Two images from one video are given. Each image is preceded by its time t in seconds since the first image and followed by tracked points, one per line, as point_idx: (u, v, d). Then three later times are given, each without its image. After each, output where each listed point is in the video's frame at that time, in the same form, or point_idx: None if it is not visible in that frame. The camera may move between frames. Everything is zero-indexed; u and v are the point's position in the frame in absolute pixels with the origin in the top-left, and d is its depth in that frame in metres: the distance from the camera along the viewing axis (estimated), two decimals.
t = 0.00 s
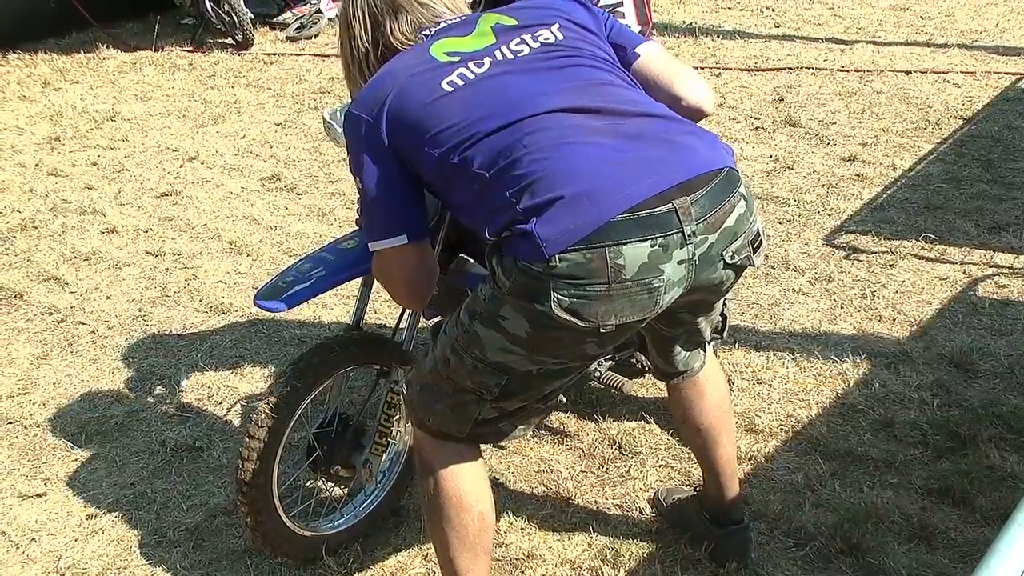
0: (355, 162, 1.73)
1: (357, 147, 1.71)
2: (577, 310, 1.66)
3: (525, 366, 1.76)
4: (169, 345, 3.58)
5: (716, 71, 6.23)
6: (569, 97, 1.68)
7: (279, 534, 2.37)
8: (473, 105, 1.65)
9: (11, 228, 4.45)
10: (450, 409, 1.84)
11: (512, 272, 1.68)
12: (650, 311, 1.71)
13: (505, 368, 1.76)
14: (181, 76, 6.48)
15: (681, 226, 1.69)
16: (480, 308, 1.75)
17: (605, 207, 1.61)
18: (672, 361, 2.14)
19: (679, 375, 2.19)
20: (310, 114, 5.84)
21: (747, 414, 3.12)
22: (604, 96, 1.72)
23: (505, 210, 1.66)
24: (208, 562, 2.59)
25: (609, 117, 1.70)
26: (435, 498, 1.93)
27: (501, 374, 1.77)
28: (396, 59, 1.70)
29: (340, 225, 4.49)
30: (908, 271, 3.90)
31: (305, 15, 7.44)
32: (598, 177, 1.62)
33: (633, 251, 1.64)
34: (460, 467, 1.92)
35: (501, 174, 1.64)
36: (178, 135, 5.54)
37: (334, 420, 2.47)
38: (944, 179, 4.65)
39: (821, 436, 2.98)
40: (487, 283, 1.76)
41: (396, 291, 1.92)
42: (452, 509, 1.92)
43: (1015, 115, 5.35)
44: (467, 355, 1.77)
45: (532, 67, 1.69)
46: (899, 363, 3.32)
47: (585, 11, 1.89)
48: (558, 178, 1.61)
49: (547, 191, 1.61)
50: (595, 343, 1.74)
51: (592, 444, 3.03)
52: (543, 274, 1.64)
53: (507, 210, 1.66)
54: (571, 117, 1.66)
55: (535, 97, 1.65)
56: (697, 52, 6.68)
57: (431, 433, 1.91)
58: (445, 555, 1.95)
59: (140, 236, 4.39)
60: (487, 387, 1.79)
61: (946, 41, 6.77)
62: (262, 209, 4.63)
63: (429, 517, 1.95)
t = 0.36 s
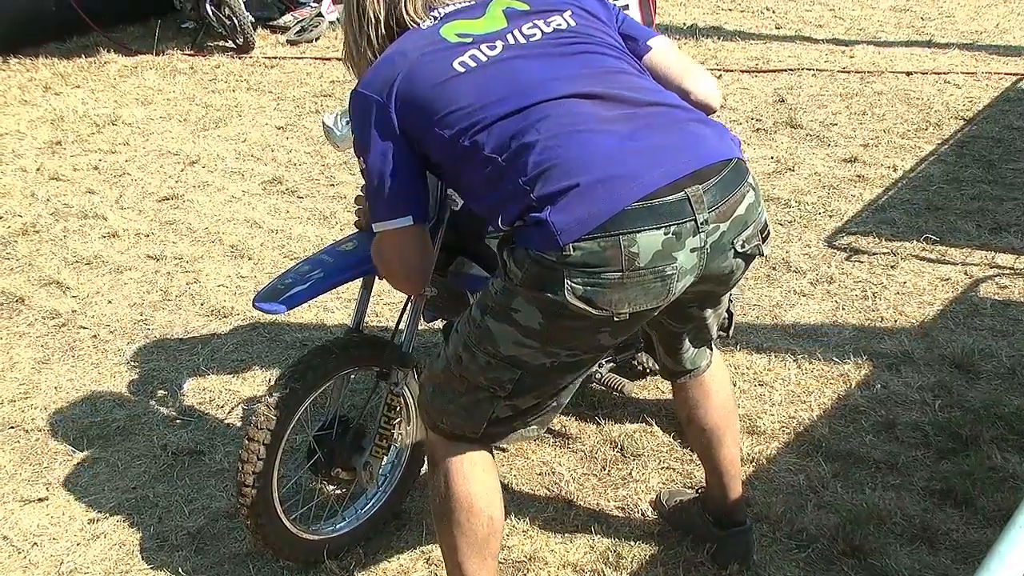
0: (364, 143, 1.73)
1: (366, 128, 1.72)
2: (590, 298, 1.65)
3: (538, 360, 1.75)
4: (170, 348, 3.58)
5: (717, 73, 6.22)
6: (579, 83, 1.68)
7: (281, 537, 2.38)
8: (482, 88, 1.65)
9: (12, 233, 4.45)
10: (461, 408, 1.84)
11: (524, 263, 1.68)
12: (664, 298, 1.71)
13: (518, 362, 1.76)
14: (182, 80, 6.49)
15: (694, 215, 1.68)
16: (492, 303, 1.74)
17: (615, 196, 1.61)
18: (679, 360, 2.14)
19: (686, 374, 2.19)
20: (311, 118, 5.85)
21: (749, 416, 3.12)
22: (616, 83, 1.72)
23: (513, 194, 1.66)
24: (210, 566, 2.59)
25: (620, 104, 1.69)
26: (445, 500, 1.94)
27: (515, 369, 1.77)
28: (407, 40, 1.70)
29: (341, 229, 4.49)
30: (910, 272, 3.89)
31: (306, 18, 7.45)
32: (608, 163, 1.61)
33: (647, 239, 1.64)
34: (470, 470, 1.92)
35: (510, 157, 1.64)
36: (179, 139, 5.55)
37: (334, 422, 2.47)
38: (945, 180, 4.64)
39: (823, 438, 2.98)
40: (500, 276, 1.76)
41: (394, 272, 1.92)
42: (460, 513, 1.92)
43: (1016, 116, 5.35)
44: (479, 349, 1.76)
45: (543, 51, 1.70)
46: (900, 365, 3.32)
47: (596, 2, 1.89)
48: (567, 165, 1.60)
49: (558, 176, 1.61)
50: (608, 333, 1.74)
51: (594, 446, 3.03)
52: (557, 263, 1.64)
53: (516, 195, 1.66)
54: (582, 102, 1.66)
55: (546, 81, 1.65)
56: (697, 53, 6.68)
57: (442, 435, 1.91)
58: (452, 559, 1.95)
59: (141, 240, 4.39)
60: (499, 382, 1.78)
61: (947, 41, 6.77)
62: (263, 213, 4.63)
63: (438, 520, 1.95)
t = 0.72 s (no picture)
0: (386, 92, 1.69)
1: (391, 76, 1.68)
2: (621, 274, 1.67)
3: (567, 344, 1.76)
4: (170, 350, 3.58)
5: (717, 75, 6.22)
6: (606, 52, 1.68)
7: (279, 540, 2.38)
8: (515, 49, 1.64)
9: (12, 235, 4.45)
10: (489, 400, 1.82)
11: (555, 243, 1.68)
12: (688, 276, 1.74)
13: (547, 347, 1.76)
14: (182, 82, 6.49)
15: (721, 193, 1.71)
16: (519, 288, 1.75)
17: (648, 176, 1.62)
18: (691, 353, 2.15)
19: (696, 369, 2.20)
20: (311, 120, 5.85)
21: (749, 418, 3.12)
22: (645, 56, 1.73)
23: (543, 162, 1.65)
24: (209, 568, 2.58)
25: (647, 76, 1.70)
26: (466, 500, 1.92)
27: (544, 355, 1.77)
28: None
29: (341, 231, 4.49)
30: (910, 274, 3.89)
31: (307, 20, 7.46)
32: (640, 138, 1.62)
33: (677, 214, 1.66)
34: (488, 471, 1.90)
35: (542, 121, 1.63)
36: (179, 141, 5.55)
37: (332, 425, 2.47)
38: (945, 183, 4.65)
39: (822, 440, 2.98)
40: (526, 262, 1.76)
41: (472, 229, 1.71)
42: (480, 512, 1.92)
43: (1016, 119, 5.35)
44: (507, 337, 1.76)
45: (573, 20, 1.70)
46: (900, 368, 3.32)
47: None
48: (600, 140, 1.61)
49: (593, 148, 1.61)
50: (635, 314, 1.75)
51: (594, 448, 3.03)
52: (590, 239, 1.65)
53: (545, 161, 1.65)
54: (611, 71, 1.66)
55: (576, 49, 1.66)
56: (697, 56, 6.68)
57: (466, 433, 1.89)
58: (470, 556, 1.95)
59: (141, 241, 4.39)
60: (528, 371, 1.77)
61: (947, 44, 6.77)
62: (263, 215, 4.63)
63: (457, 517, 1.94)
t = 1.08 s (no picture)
0: (429, 84, 1.63)
1: (433, 67, 1.61)
2: (710, 248, 1.70)
3: (659, 326, 1.77)
4: (169, 357, 3.58)
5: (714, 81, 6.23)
6: (649, 20, 1.67)
7: (274, 546, 2.39)
8: (563, 24, 1.61)
9: (11, 241, 4.46)
10: (586, 398, 1.79)
11: (639, 232, 1.68)
12: (765, 239, 1.79)
13: (637, 334, 1.76)
14: (181, 89, 6.50)
15: (786, 154, 1.77)
16: (596, 283, 1.72)
17: (722, 144, 1.65)
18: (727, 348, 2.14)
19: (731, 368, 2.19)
20: (309, 126, 5.86)
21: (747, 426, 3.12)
22: (687, 23, 1.74)
23: (610, 138, 1.64)
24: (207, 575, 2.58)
25: (693, 38, 1.70)
26: (590, 490, 1.90)
27: (636, 342, 1.76)
28: None
29: (340, 237, 4.49)
30: (908, 281, 3.90)
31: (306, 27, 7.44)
32: (706, 105, 1.64)
33: (754, 178, 1.70)
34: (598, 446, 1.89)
35: (606, 98, 1.62)
36: (178, 147, 5.55)
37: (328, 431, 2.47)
38: (943, 190, 4.65)
39: (821, 448, 2.99)
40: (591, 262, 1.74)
41: (540, 212, 1.70)
42: (605, 494, 1.90)
43: (1013, 126, 5.36)
44: (598, 337, 1.74)
45: None
46: (898, 375, 3.32)
47: None
48: (673, 114, 1.62)
49: (668, 125, 1.62)
50: (721, 281, 1.79)
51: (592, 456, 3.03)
52: (673, 218, 1.66)
53: (613, 139, 1.64)
54: (660, 38, 1.65)
55: (623, 17, 1.64)
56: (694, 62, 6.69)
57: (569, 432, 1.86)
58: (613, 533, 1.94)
59: (139, 248, 4.40)
60: (624, 360, 1.77)
61: (944, 51, 6.78)
62: (262, 222, 4.64)
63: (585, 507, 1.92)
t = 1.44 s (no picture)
0: (459, 86, 1.69)
1: (464, 69, 1.67)
2: (723, 251, 1.80)
3: (675, 332, 1.85)
4: (170, 374, 3.58)
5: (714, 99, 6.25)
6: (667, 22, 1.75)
7: (277, 563, 2.38)
8: (588, 27, 1.67)
9: (11, 257, 4.46)
10: (604, 405, 1.87)
11: (654, 234, 1.77)
12: (776, 243, 1.90)
13: (656, 339, 1.84)
14: (181, 105, 6.51)
15: (800, 162, 1.86)
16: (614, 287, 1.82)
17: (742, 149, 1.74)
18: (753, 344, 2.34)
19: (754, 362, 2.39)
20: (310, 143, 5.87)
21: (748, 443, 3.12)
22: (710, 30, 1.81)
23: (632, 142, 1.72)
24: None
25: (711, 42, 1.78)
26: (604, 502, 1.99)
27: (653, 348, 1.84)
28: None
29: (340, 254, 4.50)
30: (907, 299, 3.91)
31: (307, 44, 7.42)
32: (725, 110, 1.73)
33: (768, 184, 1.80)
34: (619, 464, 1.98)
35: (630, 102, 1.69)
36: (179, 164, 5.56)
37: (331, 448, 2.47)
38: (942, 207, 4.66)
39: (821, 465, 2.99)
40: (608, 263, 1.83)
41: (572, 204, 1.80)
42: (619, 508, 1.99)
43: (1011, 143, 5.38)
44: (614, 341, 1.83)
45: None
46: (898, 393, 3.32)
47: None
48: (697, 121, 1.70)
49: (690, 132, 1.70)
50: (734, 286, 1.88)
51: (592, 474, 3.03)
52: (689, 222, 1.76)
53: (635, 142, 1.72)
54: (681, 40, 1.73)
55: (644, 20, 1.71)
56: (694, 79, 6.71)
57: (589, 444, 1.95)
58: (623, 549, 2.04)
59: (140, 264, 4.40)
60: (639, 366, 1.85)
61: (943, 69, 6.81)
62: (262, 238, 4.64)
63: (600, 521, 2.01)
